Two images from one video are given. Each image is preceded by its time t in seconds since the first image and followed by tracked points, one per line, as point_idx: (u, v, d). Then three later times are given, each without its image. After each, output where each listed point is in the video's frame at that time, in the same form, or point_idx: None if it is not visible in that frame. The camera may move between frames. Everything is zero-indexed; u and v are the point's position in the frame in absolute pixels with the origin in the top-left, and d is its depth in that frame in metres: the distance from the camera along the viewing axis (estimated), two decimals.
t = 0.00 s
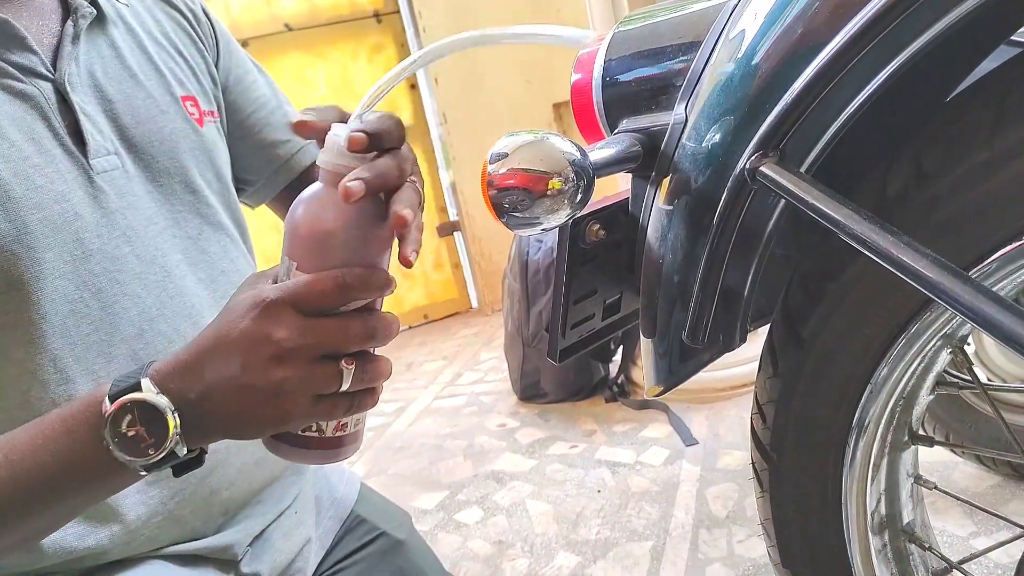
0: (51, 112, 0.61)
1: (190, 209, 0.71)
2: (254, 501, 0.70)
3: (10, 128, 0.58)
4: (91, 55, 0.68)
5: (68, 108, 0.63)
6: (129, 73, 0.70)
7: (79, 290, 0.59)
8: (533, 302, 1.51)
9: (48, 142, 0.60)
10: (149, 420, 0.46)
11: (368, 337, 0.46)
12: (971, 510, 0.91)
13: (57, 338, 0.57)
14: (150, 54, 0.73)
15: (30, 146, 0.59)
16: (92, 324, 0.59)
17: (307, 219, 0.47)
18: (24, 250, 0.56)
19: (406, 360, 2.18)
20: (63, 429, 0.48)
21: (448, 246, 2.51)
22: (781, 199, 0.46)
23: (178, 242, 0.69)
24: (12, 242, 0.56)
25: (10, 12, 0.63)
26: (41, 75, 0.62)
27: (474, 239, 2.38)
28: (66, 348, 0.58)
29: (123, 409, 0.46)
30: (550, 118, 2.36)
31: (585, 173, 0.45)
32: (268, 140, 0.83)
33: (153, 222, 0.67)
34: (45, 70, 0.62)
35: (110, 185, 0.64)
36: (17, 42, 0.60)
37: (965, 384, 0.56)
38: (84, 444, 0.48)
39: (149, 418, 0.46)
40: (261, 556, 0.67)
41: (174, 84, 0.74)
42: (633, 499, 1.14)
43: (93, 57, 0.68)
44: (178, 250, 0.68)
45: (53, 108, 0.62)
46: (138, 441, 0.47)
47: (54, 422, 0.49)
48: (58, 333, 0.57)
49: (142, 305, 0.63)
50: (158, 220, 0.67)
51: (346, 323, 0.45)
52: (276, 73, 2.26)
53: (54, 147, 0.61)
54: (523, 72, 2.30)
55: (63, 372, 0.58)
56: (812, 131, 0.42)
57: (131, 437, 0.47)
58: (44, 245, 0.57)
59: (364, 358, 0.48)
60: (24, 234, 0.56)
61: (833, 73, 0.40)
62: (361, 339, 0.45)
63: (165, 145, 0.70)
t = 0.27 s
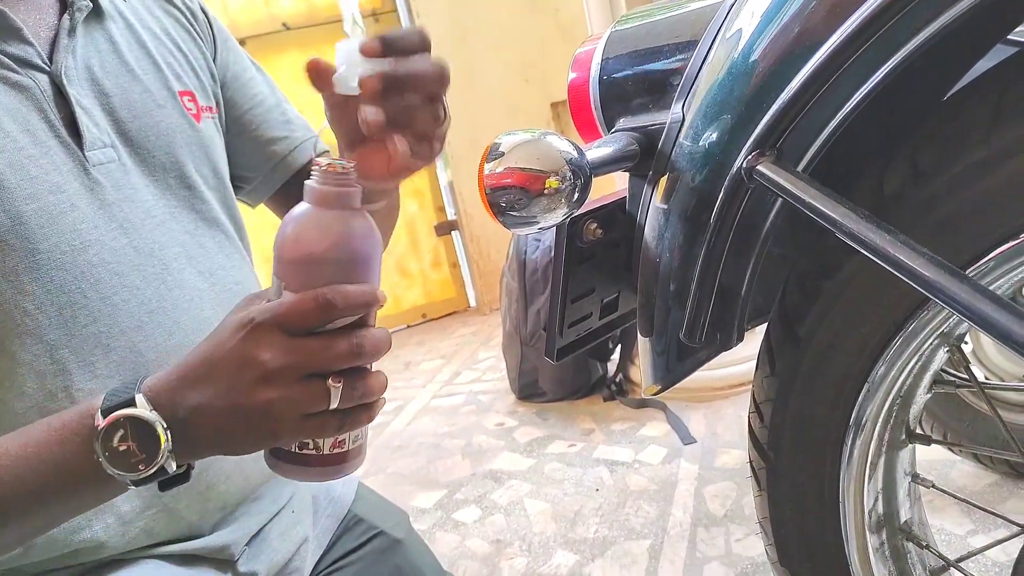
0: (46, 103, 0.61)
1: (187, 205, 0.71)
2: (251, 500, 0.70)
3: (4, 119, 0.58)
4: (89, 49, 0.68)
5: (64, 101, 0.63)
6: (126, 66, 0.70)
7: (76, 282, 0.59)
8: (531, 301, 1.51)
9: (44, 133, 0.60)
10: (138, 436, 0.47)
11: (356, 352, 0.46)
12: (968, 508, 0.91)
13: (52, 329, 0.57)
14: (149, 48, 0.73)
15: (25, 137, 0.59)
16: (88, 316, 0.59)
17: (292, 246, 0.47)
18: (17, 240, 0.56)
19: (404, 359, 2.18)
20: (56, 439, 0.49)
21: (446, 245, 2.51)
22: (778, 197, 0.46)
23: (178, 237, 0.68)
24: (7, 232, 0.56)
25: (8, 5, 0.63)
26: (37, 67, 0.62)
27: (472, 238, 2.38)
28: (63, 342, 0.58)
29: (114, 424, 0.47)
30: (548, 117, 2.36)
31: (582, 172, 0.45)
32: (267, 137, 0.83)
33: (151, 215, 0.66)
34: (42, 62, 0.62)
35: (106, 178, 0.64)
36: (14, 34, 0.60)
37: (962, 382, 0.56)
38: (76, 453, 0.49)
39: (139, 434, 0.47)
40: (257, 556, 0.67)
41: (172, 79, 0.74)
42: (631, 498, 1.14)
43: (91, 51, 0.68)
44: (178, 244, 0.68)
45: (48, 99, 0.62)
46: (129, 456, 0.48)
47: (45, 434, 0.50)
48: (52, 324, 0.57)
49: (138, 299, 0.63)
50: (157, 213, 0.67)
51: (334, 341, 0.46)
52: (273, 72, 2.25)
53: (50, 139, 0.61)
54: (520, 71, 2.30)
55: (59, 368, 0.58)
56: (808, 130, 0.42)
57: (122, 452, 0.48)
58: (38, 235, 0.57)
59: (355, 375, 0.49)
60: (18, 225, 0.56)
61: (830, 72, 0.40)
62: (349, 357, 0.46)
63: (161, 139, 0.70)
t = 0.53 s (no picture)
0: (39, 97, 0.61)
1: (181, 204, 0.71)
2: (246, 498, 0.71)
3: None
4: (88, 43, 0.68)
5: (59, 94, 0.63)
6: (126, 60, 0.70)
7: (66, 277, 0.59)
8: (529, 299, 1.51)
9: (37, 128, 0.60)
10: (96, 448, 0.48)
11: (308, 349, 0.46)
12: (965, 506, 0.91)
13: (44, 325, 0.58)
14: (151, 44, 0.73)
15: (18, 131, 0.59)
16: (79, 313, 0.59)
17: (211, 248, 0.44)
18: (9, 235, 0.56)
19: (402, 356, 2.18)
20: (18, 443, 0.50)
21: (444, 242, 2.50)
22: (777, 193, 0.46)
23: (172, 235, 0.68)
24: None
25: None
26: (33, 60, 0.61)
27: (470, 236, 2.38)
28: (54, 338, 0.58)
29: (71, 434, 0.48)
30: (546, 114, 2.35)
31: (580, 168, 0.45)
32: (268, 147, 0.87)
33: (144, 213, 0.66)
34: (37, 55, 0.62)
35: (100, 173, 0.64)
36: (11, 26, 0.60)
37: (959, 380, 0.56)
38: (38, 460, 0.50)
39: (97, 446, 0.48)
40: (252, 555, 0.67)
41: (172, 75, 0.74)
42: (628, 495, 1.14)
43: (88, 45, 0.68)
44: (172, 242, 0.67)
45: (42, 93, 0.61)
46: (88, 465, 0.49)
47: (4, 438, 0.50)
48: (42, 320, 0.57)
49: (130, 296, 0.62)
50: (151, 209, 0.67)
51: (283, 346, 0.45)
52: (272, 69, 2.25)
53: (43, 133, 0.60)
54: (519, 68, 2.29)
55: (51, 368, 0.58)
56: (806, 126, 0.42)
57: (81, 461, 0.49)
58: (30, 230, 0.57)
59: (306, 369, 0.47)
60: (9, 219, 0.56)
61: (828, 68, 0.40)
62: (302, 357, 0.46)
63: (159, 135, 0.70)
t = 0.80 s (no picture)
0: (36, 98, 0.61)
1: (179, 209, 0.70)
2: (244, 501, 0.71)
3: None
4: (90, 47, 0.68)
5: (57, 95, 0.63)
6: (127, 63, 0.70)
7: (60, 279, 0.59)
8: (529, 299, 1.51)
9: (33, 129, 0.61)
10: (100, 429, 0.49)
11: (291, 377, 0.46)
12: (964, 507, 0.91)
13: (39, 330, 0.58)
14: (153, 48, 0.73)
15: (16, 133, 0.59)
16: (73, 319, 0.59)
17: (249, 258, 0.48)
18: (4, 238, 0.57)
19: (401, 357, 2.18)
20: (23, 429, 0.51)
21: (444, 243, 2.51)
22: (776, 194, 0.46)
23: (169, 242, 0.68)
24: None
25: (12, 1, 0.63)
26: (33, 61, 0.62)
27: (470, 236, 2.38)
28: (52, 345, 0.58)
29: (77, 414, 0.49)
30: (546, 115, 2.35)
31: (579, 169, 0.45)
32: (268, 157, 0.86)
33: (139, 219, 0.66)
34: (38, 56, 0.62)
35: (96, 176, 0.64)
36: (13, 27, 0.61)
37: (958, 380, 0.56)
38: (42, 447, 0.51)
39: (101, 427, 0.49)
40: (248, 560, 0.68)
41: (173, 79, 0.73)
42: (627, 495, 1.14)
43: (92, 47, 0.68)
44: (168, 249, 0.67)
45: (39, 94, 0.62)
46: (90, 447, 0.50)
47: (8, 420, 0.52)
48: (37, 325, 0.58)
49: (126, 305, 0.62)
50: (147, 213, 0.67)
51: (269, 362, 0.46)
52: (271, 70, 2.26)
53: (39, 134, 0.61)
54: (519, 69, 2.29)
55: (46, 372, 0.58)
56: (805, 126, 0.42)
57: (82, 442, 0.50)
58: (25, 233, 0.57)
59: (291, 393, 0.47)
60: (4, 221, 0.57)
61: (827, 68, 0.40)
62: (282, 382, 0.46)
63: (159, 139, 0.70)
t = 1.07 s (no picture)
0: (34, 100, 0.61)
1: (176, 216, 0.70)
2: (240, 503, 0.71)
3: None
4: (92, 51, 0.68)
5: (56, 97, 0.62)
6: (129, 67, 0.70)
7: (56, 282, 0.58)
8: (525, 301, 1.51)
9: (30, 131, 0.60)
10: None
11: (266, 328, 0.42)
12: (959, 508, 0.91)
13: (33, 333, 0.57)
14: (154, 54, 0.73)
15: (12, 134, 0.59)
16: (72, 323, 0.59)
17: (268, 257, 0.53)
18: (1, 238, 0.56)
19: (397, 358, 2.18)
20: None
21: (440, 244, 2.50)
22: (772, 197, 0.46)
23: (166, 246, 0.67)
24: None
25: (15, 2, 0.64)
26: (32, 63, 0.62)
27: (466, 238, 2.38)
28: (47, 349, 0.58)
29: None
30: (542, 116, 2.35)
31: (576, 171, 0.45)
32: (268, 165, 0.87)
33: (137, 225, 0.66)
34: (36, 58, 0.62)
35: (92, 180, 0.63)
36: (13, 29, 0.61)
37: (953, 382, 0.56)
38: None
39: None
40: (245, 562, 0.68)
41: (175, 86, 0.74)
42: (624, 497, 1.14)
43: (93, 50, 0.68)
44: (167, 255, 0.67)
45: (37, 96, 0.61)
46: None
47: None
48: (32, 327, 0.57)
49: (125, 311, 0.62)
50: (141, 219, 0.67)
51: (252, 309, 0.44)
52: (268, 70, 2.25)
53: (37, 136, 0.60)
54: (515, 70, 2.29)
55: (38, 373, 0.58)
56: (802, 129, 0.42)
57: None
58: (20, 235, 0.57)
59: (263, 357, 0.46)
60: None
61: (824, 70, 0.40)
62: (258, 331, 0.42)
63: (157, 144, 0.70)
